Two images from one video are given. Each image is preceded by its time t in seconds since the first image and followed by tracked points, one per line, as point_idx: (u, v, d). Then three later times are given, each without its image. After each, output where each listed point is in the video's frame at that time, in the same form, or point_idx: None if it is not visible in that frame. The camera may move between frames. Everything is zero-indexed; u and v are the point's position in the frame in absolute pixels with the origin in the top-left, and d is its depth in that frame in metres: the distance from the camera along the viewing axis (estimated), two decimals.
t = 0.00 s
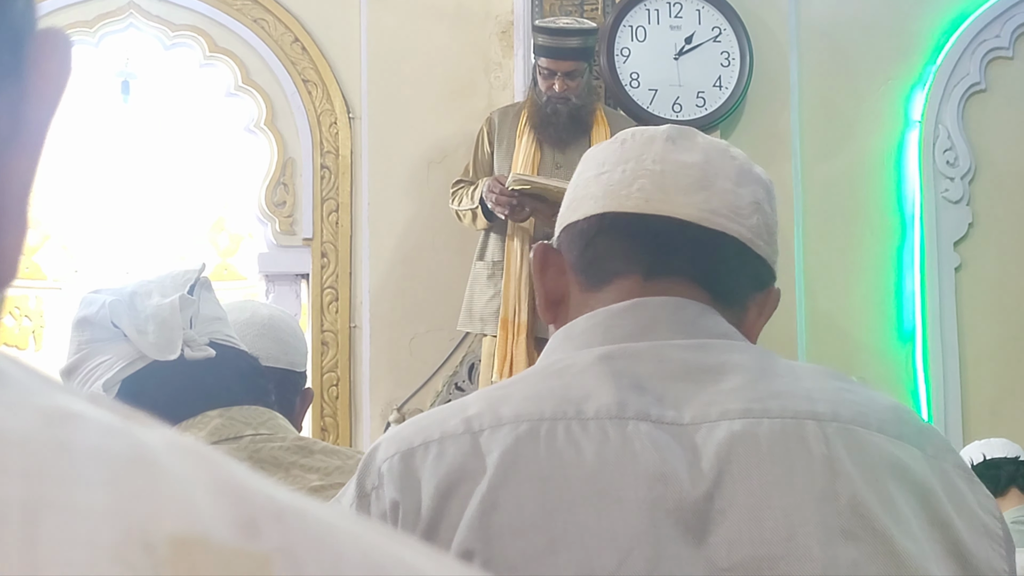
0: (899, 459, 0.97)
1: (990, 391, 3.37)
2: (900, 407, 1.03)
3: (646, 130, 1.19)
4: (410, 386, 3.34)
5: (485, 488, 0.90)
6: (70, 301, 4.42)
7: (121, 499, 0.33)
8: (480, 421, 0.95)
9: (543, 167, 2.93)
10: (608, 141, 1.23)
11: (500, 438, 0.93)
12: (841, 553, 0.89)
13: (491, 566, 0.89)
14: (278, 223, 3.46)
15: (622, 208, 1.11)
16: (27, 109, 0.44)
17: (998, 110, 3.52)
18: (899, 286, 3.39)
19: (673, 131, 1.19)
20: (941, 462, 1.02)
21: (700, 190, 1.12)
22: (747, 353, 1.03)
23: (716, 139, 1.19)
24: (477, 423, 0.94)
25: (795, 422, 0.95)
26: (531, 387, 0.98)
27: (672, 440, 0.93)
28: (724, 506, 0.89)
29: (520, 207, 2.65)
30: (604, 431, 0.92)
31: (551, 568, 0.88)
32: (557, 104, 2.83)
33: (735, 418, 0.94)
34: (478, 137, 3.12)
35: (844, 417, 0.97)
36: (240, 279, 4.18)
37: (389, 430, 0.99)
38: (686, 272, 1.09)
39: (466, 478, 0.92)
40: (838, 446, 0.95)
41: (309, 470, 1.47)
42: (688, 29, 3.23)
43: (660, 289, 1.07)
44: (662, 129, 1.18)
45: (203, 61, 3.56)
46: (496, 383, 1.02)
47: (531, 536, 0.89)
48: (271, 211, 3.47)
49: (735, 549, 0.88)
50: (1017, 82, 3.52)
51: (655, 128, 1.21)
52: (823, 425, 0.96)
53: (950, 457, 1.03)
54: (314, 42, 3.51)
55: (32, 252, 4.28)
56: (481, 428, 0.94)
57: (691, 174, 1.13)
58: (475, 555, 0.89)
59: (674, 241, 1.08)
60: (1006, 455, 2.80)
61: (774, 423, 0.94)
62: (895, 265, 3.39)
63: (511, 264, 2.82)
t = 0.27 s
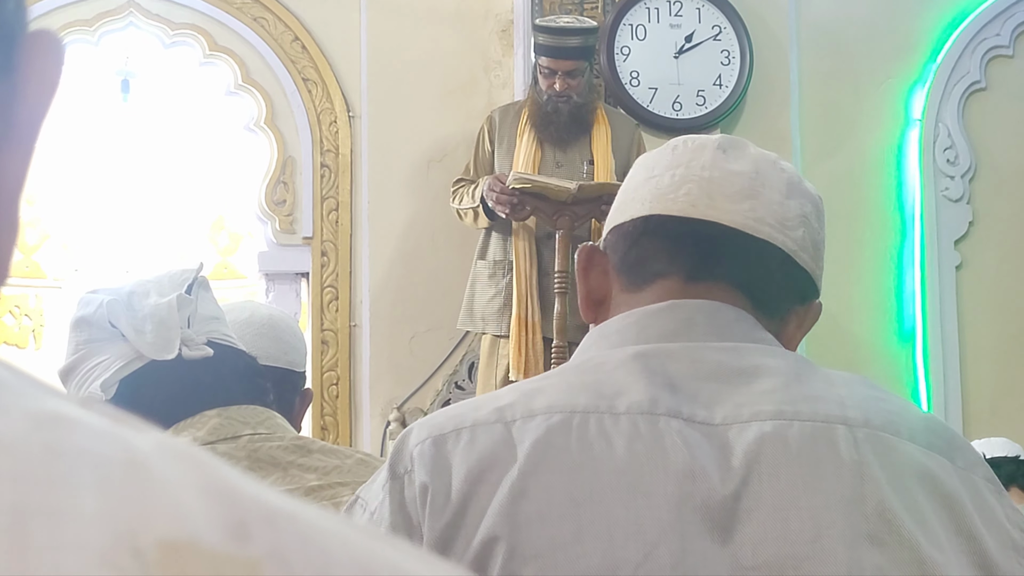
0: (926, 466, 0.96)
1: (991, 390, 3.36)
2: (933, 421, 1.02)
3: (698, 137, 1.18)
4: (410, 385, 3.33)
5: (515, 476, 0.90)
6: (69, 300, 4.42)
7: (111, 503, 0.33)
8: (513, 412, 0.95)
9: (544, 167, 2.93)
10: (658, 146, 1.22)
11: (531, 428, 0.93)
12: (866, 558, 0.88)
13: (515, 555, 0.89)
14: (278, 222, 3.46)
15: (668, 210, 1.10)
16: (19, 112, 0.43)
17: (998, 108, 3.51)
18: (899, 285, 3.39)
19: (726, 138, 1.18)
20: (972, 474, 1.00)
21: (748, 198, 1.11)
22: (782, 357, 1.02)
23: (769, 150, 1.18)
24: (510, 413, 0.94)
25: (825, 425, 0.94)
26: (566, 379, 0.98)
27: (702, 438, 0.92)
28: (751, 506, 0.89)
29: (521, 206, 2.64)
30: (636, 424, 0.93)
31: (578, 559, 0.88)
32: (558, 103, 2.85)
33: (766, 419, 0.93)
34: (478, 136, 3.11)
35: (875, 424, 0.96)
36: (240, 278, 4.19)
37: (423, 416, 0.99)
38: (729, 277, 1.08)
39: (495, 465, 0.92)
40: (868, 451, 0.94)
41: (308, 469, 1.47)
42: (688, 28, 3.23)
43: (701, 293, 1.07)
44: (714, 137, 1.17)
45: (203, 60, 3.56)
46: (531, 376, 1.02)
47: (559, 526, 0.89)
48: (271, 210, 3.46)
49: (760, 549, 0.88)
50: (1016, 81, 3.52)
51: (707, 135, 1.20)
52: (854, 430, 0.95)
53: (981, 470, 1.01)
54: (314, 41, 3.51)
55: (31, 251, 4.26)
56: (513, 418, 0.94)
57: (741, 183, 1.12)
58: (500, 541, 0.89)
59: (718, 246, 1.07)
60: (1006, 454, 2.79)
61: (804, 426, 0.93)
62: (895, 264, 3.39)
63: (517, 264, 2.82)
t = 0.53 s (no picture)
0: (945, 468, 0.96)
1: (991, 387, 3.36)
2: (955, 424, 1.01)
3: (728, 140, 1.20)
4: (411, 382, 3.33)
5: (532, 466, 0.90)
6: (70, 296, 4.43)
7: (114, 500, 0.33)
8: (532, 404, 0.95)
9: (543, 164, 2.92)
10: (687, 150, 1.23)
11: (550, 420, 0.93)
12: (881, 557, 0.88)
13: (530, 541, 0.89)
14: (278, 219, 3.46)
15: (696, 211, 1.11)
16: (20, 105, 0.43)
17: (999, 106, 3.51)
18: (900, 282, 3.39)
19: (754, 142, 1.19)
20: (992, 479, 0.99)
21: (776, 199, 1.12)
22: (804, 357, 1.02)
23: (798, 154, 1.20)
24: (528, 406, 0.95)
25: (844, 425, 0.94)
26: (585, 375, 0.98)
27: (720, 433, 0.92)
28: (766, 502, 0.89)
29: (522, 203, 2.62)
30: (653, 419, 0.92)
31: (592, 549, 0.88)
32: (558, 100, 2.85)
33: (784, 416, 0.93)
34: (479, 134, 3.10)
35: (895, 425, 0.96)
36: (240, 275, 4.19)
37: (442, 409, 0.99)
38: (757, 278, 1.08)
39: (513, 456, 0.92)
40: (886, 452, 0.93)
41: (309, 466, 1.47)
42: (689, 25, 3.23)
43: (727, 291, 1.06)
44: (744, 139, 1.19)
45: (204, 56, 3.57)
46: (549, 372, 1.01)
47: (575, 516, 0.89)
48: (271, 207, 3.46)
49: (774, 544, 0.87)
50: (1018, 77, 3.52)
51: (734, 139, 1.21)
52: (873, 431, 0.94)
53: (1000, 475, 1.00)
54: (315, 39, 3.51)
55: (31, 248, 4.29)
56: (532, 410, 0.94)
57: (770, 184, 1.14)
58: (514, 531, 0.89)
59: (745, 245, 1.08)
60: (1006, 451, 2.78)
61: (823, 425, 0.93)
62: (896, 261, 3.39)
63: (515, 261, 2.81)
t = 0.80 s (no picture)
0: (934, 470, 0.96)
1: (991, 391, 3.36)
2: (946, 426, 1.01)
3: (710, 146, 1.19)
4: (409, 386, 3.33)
5: (521, 476, 0.91)
6: (69, 300, 4.39)
7: (113, 513, 0.34)
8: (521, 413, 0.95)
9: (541, 168, 2.93)
10: (671, 157, 1.22)
11: (539, 428, 0.94)
12: (872, 560, 0.87)
13: (519, 553, 0.89)
14: (278, 222, 3.46)
15: (681, 216, 1.10)
16: (20, 112, 0.44)
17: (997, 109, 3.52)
18: (899, 285, 3.39)
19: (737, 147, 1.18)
20: (982, 480, 0.98)
21: (761, 203, 1.11)
22: (794, 361, 1.02)
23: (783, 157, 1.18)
24: (517, 415, 0.95)
25: (834, 429, 0.93)
26: (574, 382, 0.98)
27: (709, 439, 0.92)
28: (755, 507, 0.89)
29: (520, 207, 2.64)
30: (641, 426, 0.93)
31: (581, 557, 0.88)
32: (556, 104, 2.85)
33: (773, 421, 0.93)
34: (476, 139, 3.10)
35: (886, 428, 0.96)
36: (239, 279, 4.19)
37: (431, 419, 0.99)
38: (742, 283, 1.07)
39: (503, 465, 0.92)
40: (876, 456, 0.93)
41: (307, 470, 1.47)
42: (687, 28, 3.23)
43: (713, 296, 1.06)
44: (726, 144, 1.17)
45: (203, 60, 3.56)
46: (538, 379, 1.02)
47: (565, 525, 0.89)
48: (270, 211, 3.47)
49: (764, 549, 0.87)
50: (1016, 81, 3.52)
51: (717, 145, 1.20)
52: (862, 434, 0.94)
53: (990, 476, 0.99)
54: (314, 42, 3.51)
55: (31, 251, 4.26)
56: (521, 419, 0.95)
57: (755, 188, 1.12)
58: (505, 541, 0.89)
59: (730, 249, 1.07)
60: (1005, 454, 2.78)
61: (811, 429, 0.93)
62: (895, 265, 3.39)
63: (510, 265, 2.81)
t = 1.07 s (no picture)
0: (902, 472, 0.96)
1: (993, 398, 3.35)
2: (906, 424, 1.02)
3: (650, 156, 1.19)
4: (412, 394, 3.32)
5: (489, 502, 0.90)
6: (72, 309, 4.40)
7: (119, 535, 0.33)
8: (485, 438, 0.95)
9: (542, 177, 2.94)
10: (615, 170, 1.23)
11: (504, 452, 0.93)
12: (843, 565, 0.88)
13: None
14: (280, 231, 3.47)
15: (626, 231, 1.11)
16: (26, 138, 0.44)
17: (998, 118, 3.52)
18: (901, 294, 3.39)
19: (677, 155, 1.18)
20: (947, 477, 1.00)
21: (702, 209, 1.11)
22: (755, 369, 1.02)
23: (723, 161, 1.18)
24: (481, 440, 0.95)
25: (798, 435, 0.94)
26: (538, 403, 0.98)
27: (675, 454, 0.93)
28: (725, 519, 0.89)
29: (522, 216, 2.65)
30: (607, 444, 0.93)
31: None
32: (557, 114, 2.85)
33: (738, 431, 0.94)
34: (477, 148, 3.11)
35: (850, 431, 0.96)
36: (241, 287, 4.20)
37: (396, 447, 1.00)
38: (693, 292, 1.08)
39: (472, 490, 0.92)
40: (842, 460, 0.93)
41: (310, 481, 1.48)
42: (689, 37, 3.24)
43: (666, 309, 1.07)
44: (665, 153, 1.17)
45: (205, 70, 3.58)
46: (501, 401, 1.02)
47: (537, 547, 0.89)
48: (272, 220, 3.47)
49: (737, 560, 0.88)
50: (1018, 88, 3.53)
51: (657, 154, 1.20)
52: (827, 439, 0.94)
53: (955, 472, 1.01)
54: (316, 51, 3.52)
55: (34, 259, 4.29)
56: (485, 443, 0.95)
57: (697, 195, 1.12)
58: (479, 567, 0.89)
59: (677, 259, 1.07)
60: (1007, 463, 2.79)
61: (777, 437, 0.93)
62: (897, 273, 3.39)
63: (509, 275, 2.82)
